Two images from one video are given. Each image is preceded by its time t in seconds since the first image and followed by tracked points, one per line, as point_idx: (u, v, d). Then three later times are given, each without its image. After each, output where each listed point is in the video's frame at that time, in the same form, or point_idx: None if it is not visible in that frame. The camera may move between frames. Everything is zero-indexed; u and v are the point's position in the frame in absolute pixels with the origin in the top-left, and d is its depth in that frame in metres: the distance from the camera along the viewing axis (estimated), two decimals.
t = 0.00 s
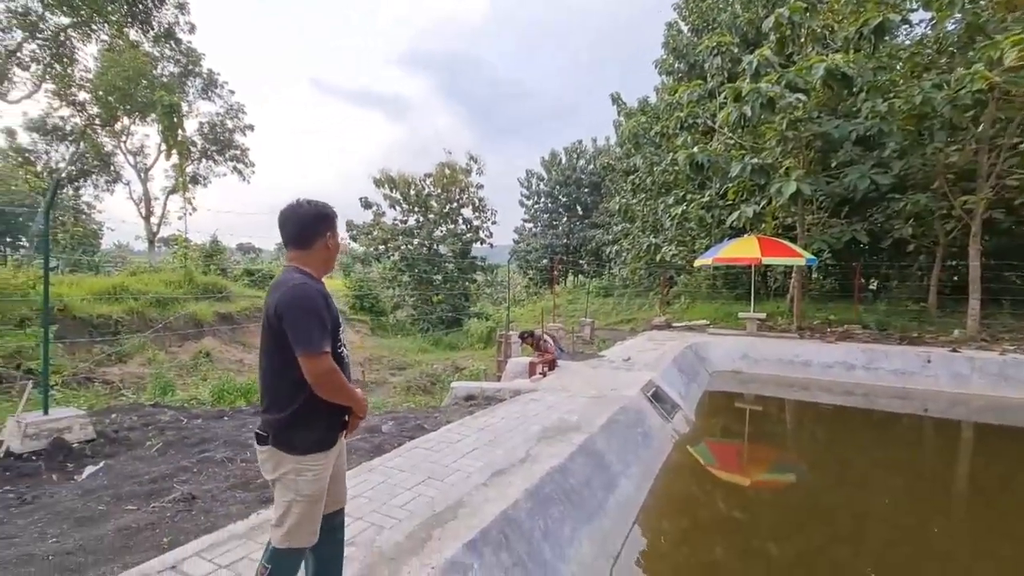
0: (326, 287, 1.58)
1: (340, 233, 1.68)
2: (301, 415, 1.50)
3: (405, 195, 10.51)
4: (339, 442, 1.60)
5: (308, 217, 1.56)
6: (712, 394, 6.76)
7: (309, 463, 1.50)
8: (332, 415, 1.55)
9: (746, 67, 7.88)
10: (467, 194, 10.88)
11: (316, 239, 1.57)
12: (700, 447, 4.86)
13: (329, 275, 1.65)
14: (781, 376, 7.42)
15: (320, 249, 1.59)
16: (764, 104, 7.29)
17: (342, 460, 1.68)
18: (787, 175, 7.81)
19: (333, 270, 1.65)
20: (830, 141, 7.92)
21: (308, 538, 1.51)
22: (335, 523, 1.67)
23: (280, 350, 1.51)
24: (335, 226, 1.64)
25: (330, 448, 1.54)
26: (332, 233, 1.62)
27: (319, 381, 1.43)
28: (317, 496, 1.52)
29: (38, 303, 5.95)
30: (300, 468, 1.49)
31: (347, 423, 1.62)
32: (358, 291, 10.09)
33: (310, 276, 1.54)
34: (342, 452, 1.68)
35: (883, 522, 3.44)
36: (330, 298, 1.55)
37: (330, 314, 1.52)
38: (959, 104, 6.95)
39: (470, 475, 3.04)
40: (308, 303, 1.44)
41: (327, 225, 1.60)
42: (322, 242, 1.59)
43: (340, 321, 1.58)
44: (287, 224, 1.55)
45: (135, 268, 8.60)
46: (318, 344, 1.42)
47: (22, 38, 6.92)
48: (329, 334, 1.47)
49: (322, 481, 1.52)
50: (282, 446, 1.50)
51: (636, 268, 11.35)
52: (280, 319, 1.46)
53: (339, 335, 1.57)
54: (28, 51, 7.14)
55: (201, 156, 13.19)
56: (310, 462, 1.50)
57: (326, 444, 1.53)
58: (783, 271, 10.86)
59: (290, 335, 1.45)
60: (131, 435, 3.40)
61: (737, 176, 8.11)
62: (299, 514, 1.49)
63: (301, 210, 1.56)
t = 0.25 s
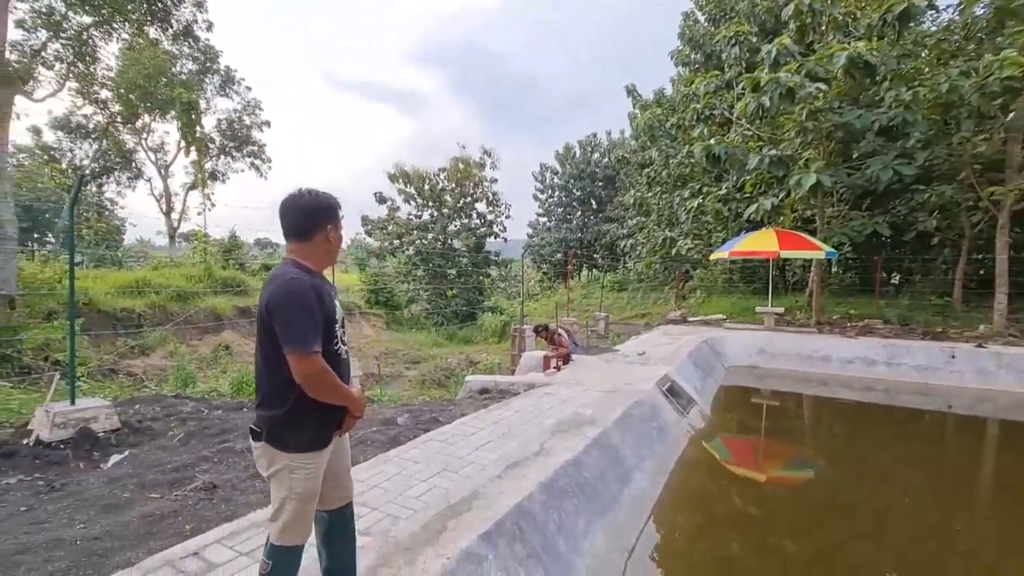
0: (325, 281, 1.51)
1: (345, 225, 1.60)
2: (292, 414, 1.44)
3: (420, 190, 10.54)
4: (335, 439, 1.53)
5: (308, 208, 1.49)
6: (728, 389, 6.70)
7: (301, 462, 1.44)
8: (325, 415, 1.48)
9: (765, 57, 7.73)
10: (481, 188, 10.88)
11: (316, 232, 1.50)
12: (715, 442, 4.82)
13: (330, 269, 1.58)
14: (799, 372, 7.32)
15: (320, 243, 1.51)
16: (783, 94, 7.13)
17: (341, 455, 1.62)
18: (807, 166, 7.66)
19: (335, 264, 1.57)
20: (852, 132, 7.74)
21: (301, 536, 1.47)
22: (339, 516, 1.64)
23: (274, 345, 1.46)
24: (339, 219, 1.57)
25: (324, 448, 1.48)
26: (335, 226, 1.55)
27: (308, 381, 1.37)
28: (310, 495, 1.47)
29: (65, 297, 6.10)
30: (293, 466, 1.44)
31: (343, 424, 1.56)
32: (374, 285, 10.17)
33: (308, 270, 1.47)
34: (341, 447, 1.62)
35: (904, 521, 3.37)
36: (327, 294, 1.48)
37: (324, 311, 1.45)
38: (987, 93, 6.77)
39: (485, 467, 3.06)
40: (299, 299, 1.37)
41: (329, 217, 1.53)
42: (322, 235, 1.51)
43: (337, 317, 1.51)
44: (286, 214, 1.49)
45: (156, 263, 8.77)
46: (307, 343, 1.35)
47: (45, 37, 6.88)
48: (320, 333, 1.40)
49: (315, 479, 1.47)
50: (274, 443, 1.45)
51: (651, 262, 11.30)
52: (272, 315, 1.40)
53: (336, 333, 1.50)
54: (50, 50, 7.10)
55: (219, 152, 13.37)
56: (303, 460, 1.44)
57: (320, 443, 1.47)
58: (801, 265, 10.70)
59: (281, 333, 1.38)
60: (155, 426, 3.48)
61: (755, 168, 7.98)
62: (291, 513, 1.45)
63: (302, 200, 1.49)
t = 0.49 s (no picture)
0: (319, 275, 1.49)
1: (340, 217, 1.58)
2: (289, 410, 1.43)
3: (430, 185, 10.54)
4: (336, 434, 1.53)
5: (301, 200, 1.47)
6: (739, 384, 6.66)
7: (299, 458, 1.44)
8: (320, 410, 1.47)
9: (779, 48, 7.61)
10: (491, 182, 10.87)
11: (309, 224, 1.48)
12: (726, 437, 4.79)
13: (325, 261, 1.56)
14: (812, 367, 7.25)
15: (313, 236, 1.50)
16: (797, 86, 7.01)
17: (345, 450, 1.62)
18: (821, 159, 7.54)
19: (330, 256, 1.56)
20: (868, 124, 7.57)
21: (304, 532, 1.48)
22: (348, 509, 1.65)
23: (268, 340, 1.45)
24: (333, 210, 1.54)
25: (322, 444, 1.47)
26: (328, 218, 1.52)
27: (301, 377, 1.35)
28: (310, 491, 1.47)
29: (83, 292, 6.22)
30: (292, 463, 1.44)
31: (344, 418, 1.55)
32: (385, 280, 10.22)
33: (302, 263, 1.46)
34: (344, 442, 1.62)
35: (918, 519, 3.34)
36: (321, 288, 1.46)
37: (318, 305, 1.43)
38: (1009, 82, 6.64)
39: (495, 461, 3.07)
40: (289, 294, 1.35)
41: (322, 209, 1.50)
42: (315, 228, 1.49)
43: (332, 311, 1.49)
44: (279, 207, 1.47)
45: (172, 258, 8.89)
46: (298, 338, 1.33)
47: (62, 34, 6.94)
48: (313, 328, 1.38)
49: (314, 475, 1.47)
50: (272, 440, 1.45)
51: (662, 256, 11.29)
52: (264, 311, 1.39)
53: (331, 327, 1.49)
54: (66, 47, 7.14)
55: (232, 148, 13.49)
56: (302, 457, 1.45)
57: (317, 439, 1.47)
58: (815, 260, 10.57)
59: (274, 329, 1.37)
60: (171, 418, 3.54)
61: (769, 161, 7.88)
62: (293, 510, 1.45)
63: (294, 191, 1.47)
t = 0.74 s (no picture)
0: (317, 269, 1.48)
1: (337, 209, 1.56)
2: (292, 406, 1.44)
3: (440, 179, 10.54)
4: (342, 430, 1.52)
5: (293, 193, 1.45)
6: (750, 380, 6.61)
7: (307, 454, 1.45)
8: (326, 405, 1.47)
9: (794, 39, 7.49)
10: (502, 177, 10.85)
11: (303, 218, 1.46)
12: (736, 434, 4.75)
13: (325, 254, 1.55)
14: (825, 364, 7.17)
15: (308, 229, 1.48)
16: (813, 78, 6.87)
17: (356, 442, 1.62)
18: (837, 152, 7.42)
19: (328, 249, 1.54)
20: (884, 117, 7.41)
21: (315, 524, 1.50)
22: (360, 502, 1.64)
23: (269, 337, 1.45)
24: (328, 202, 1.52)
25: (330, 439, 1.48)
26: (323, 210, 1.50)
27: (300, 374, 1.35)
28: (320, 485, 1.48)
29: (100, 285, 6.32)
30: (300, 458, 1.45)
31: (350, 412, 1.55)
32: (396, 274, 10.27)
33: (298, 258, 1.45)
34: (355, 434, 1.62)
35: (932, 518, 3.30)
36: (319, 282, 1.45)
37: (316, 300, 1.42)
38: None
39: (505, 455, 3.08)
40: (285, 290, 1.34)
41: (316, 201, 1.48)
42: (309, 220, 1.48)
43: (331, 305, 1.48)
44: (272, 202, 1.46)
45: (186, 253, 9.00)
46: (296, 335, 1.33)
47: (77, 31, 7.00)
48: (311, 325, 1.37)
49: (323, 470, 1.48)
50: (277, 436, 1.46)
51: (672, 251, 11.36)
52: (262, 309, 1.39)
53: (331, 321, 1.48)
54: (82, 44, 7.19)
55: (245, 143, 13.59)
56: (309, 453, 1.45)
57: (325, 435, 1.47)
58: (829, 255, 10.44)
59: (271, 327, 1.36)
60: (186, 409, 3.60)
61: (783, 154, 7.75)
62: (303, 503, 1.47)
63: (286, 185, 1.46)
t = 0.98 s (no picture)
0: (323, 265, 1.48)
1: (346, 204, 1.55)
2: (299, 402, 1.45)
3: (452, 175, 10.55)
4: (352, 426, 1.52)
5: (299, 188, 1.46)
6: (764, 377, 6.55)
7: (317, 449, 1.46)
8: (333, 401, 1.47)
9: (811, 31, 7.36)
10: (513, 172, 10.84)
11: (308, 213, 1.47)
12: (750, 431, 4.71)
13: (334, 249, 1.55)
14: (841, 361, 7.07)
15: (315, 225, 1.48)
16: (831, 71, 6.75)
17: (372, 438, 1.63)
18: (855, 146, 7.28)
19: (337, 245, 1.54)
20: (905, 109, 7.27)
21: (326, 518, 1.51)
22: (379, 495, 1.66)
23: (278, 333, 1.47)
24: (334, 197, 1.52)
25: (338, 435, 1.49)
26: (329, 205, 1.50)
27: (302, 370, 1.35)
28: (331, 479, 1.50)
29: (119, 280, 6.44)
30: (310, 453, 1.47)
31: (360, 409, 1.54)
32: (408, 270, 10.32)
33: (304, 254, 1.46)
34: (372, 430, 1.63)
35: (950, 518, 3.25)
36: (324, 278, 1.45)
37: (320, 296, 1.42)
38: None
39: (517, 450, 3.09)
40: (286, 286, 1.34)
41: (323, 197, 1.49)
42: (316, 216, 1.48)
43: (336, 301, 1.48)
44: (281, 199, 1.48)
45: (203, 249, 9.14)
46: (297, 331, 1.33)
47: (97, 30, 7.11)
48: (312, 321, 1.37)
49: (333, 465, 1.49)
50: (288, 430, 1.48)
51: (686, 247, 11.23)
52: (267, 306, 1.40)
53: (337, 317, 1.48)
54: (101, 43, 7.29)
55: (259, 140, 13.73)
56: (319, 448, 1.47)
57: (334, 430, 1.48)
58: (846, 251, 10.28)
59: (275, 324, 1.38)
60: (204, 402, 3.66)
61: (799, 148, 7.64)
62: (313, 497, 1.49)
63: (293, 181, 1.47)
